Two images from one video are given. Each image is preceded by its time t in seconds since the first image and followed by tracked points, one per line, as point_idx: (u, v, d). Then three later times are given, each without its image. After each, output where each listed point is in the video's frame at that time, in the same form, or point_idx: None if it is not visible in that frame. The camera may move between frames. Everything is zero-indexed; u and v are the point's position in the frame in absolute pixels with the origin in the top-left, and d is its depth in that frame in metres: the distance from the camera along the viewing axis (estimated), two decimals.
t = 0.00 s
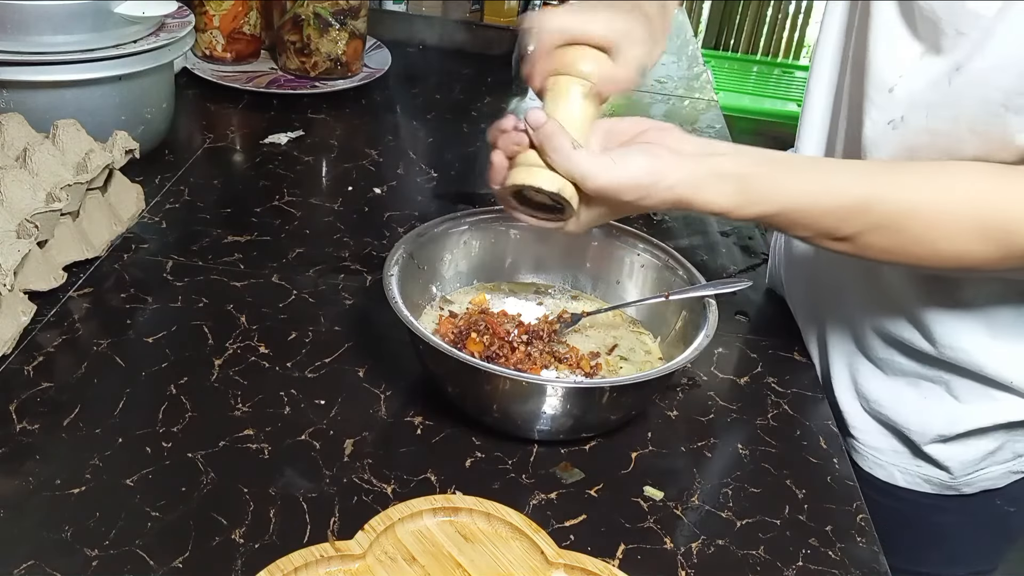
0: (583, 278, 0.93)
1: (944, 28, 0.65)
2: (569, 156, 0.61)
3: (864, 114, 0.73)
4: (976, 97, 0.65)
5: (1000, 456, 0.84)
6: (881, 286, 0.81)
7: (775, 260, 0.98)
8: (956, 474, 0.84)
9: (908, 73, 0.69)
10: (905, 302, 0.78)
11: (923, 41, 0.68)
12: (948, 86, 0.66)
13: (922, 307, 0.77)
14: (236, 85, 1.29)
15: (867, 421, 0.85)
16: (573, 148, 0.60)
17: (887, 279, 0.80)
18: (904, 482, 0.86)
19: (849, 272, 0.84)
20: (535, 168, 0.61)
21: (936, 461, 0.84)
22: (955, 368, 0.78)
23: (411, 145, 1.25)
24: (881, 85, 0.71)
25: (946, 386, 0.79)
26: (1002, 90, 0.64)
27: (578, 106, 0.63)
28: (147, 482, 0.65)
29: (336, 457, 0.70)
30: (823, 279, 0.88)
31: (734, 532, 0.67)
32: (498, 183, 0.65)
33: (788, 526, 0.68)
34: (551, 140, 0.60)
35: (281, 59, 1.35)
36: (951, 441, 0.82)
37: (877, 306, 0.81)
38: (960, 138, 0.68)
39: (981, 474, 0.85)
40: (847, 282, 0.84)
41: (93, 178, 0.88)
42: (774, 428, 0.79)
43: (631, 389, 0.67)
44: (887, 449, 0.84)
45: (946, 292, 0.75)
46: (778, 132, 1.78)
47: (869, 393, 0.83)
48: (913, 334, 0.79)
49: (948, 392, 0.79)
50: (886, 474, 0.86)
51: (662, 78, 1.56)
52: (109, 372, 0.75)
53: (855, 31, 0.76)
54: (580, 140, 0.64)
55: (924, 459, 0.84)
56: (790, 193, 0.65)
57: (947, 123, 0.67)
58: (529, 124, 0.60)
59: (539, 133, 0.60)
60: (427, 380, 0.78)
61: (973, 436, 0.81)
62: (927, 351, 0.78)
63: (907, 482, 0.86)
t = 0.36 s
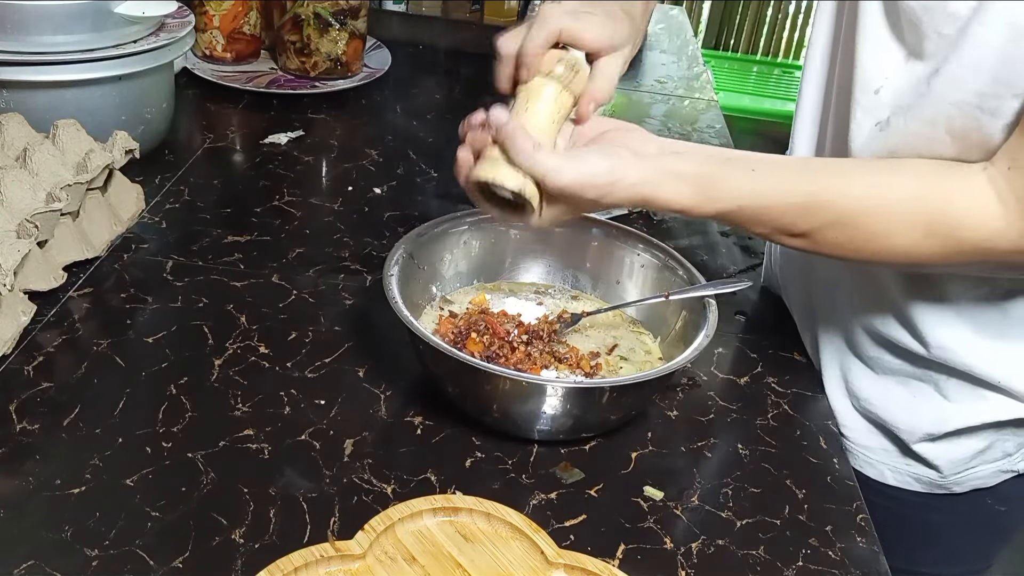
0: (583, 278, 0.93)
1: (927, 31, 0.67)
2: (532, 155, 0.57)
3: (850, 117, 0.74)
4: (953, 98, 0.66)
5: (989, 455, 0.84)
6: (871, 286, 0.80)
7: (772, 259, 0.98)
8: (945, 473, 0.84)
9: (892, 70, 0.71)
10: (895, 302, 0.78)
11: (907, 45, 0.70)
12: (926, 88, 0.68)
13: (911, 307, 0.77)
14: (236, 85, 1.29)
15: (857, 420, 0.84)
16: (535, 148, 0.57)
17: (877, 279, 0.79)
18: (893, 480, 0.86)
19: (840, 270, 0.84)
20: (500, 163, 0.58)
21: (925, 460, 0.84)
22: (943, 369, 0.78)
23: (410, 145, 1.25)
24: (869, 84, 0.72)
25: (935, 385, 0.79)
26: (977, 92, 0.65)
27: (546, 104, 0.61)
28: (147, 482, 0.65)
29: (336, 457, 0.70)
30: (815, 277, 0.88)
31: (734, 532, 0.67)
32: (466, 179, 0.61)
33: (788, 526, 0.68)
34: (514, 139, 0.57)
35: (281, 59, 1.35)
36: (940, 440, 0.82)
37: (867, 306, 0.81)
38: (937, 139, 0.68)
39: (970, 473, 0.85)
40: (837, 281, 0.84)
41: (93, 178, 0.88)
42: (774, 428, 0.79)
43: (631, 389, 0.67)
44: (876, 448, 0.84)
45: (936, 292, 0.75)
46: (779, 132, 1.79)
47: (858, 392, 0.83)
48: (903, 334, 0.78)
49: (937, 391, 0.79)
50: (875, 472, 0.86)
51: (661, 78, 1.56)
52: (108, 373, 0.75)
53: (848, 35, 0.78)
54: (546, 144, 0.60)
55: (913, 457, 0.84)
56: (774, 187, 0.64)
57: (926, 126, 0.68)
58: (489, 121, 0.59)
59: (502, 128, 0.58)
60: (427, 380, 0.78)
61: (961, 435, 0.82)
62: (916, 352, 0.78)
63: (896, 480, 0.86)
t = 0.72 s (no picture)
0: (583, 278, 0.93)
1: (918, 31, 0.66)
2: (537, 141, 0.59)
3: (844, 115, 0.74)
4: (947, 90, 0.66)
5: (985, 455, 0.84)
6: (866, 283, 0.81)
7: (771, 259, 0.98)
8: (942, 472, 0.84)
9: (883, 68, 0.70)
10: (892, 300, 0.78)
11: (897, 45, 0.69)
12: (917, 86, 0.68)
13: (906, 305, 0.77)
14: (236, 85, 1.29)
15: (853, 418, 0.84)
16: (536, 134, 0.58)
17: (873, 277, 0.79)
18: (890, 478, 0.86)
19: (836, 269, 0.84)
20: (500, 150, 0.59)
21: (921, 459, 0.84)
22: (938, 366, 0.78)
23: (411, 145, 1.25)
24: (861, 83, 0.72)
25: (931, 383, 0.79)
26: (968, 85, 0.65)
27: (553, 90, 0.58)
28: (147, 482, 0.65)
29: (336, 457, 0.70)
30: (812, 276, 0.88)
31: (734, 532, 0.67)
32: (467, 164, 0.63)
33: (788, 526, 0.68)
34: (517, 125, 0.58)
35: (281, 59, 1.35)
36: (936, 438, 0.82)
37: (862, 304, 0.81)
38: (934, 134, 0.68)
39: (967, 471, 0.85)
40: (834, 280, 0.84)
41: (93, 178, 0.88)
42: (774, 428, 0.79)
43: (631, 389, 0.67)
44: (872, 445, 0.84)
45: (933, 291, 0.75)
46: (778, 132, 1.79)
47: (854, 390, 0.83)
48: (899, 331, 0.78)
49: (933, 389, 0.79)
50: (872, 470, 0.86)
51: (661, 77, 1.56)
52: (108, 373, 0.75)
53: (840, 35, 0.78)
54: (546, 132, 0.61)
55: (910, 456, 0.84)
56: (767, 184, 0.65)
57: (918, 124, 0.69)
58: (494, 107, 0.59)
59: (506, 116, 0.58)
60: (427, 380, 0.78)
61: (957, 434, 0.82)
62: (911, 349, 0.78)
63: (893, 479, 0.86)
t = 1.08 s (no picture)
0: (583, 279, 0.93)
1: (922, 28, 0.67)
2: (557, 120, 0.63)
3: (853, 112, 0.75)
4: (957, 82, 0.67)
5: (990, 452, 0.84)
6: (871, 280, 0.80)
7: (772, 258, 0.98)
8: (947, 468, 0.84)
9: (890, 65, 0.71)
10: (898, 297, 0.78)
11: (902, 44, 0.70)
12: (924, 82, 0.68)
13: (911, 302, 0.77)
14: (236, 85, 1.29)
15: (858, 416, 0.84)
16: (558, 113, 0.63)
17: (879, 274, 0.79)
18: (895, 476, 0.85)
19: (839, 266, 0.83)
20: (524, 125, 0.64)
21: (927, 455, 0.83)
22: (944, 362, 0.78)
23: (410, 145, 1.25)
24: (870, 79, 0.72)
25: (936, 380, 0.79)
26: (978, 78, 0.66)
27: (581, 79, 0.66)
28: (147, 482, 0.65)
29: (336, 457, 0.70)
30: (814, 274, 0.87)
31: (734, 533, 0.67)
32: (492, 137, 0.67)
33: (788, 526, 0.68)
34: (542, 101, 0.62)
35: (281, 59, 1.35)
36: (941, 435, 0.81)
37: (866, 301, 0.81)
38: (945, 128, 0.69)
39: (972, 469, 0.85)
40: (837, 277, 0.84)
41: (93, 178, 0.88)
42: (774, 428, 0.79)
43: (631, 389, 0.67)
44: (878, 443, 0.84)
45: (939, 287, 0.75)
46: (777, 132, 1.79)
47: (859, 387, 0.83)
48: (905, 328, 0.78)
49: (938, 385, 0.79)
50: (878, 469, 0.85)
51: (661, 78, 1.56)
52: (108, 373, 0.75)
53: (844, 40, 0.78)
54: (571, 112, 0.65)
55: (915, 453, 0.84)
56: (772, 178, 0.65)
57: (928, 118, 0.69)
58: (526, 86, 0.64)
59: (535, 92, 0.63)
60: (427, 380, 0.78)
61: (962, 430, 0.82)
62: (917, 345, 0.78)
63: (898, 476, 0.85)
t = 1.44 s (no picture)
0: (583, 278, 0.93)
1: (940, 25, 0.68)
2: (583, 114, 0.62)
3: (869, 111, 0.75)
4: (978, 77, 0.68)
5: (999, 446, 0.85)
6: (880, 279, 0.80)
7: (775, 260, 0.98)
8: (957, 463, 0.84)
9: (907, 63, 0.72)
10: (909, 293, 0.78)
11: (919, 42, 0.71)
12: (944, 78, 0.69)
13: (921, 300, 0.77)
14: (236, 84, 1.29)
15: (868, 411, 0.85)
16: (586, 105, 0.62)
17: (889, 272, 0.79)
18: (905, 471, 0.86)
19: (849, 265, 0.83)
20: (553, 118, 0.63)
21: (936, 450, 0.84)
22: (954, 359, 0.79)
23: (410, 145, 1.25)
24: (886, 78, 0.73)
25: (945, 375, 0.80)
26: (999, 74, 0.67)
27: (614, 76, 0.66)
28: (147, 482, 0.65)
29: (336, 457, 0.70)
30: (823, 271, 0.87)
31: (734, 532, 0.67)
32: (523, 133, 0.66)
33: (788, 526, 0.68)
34: (570, 94, 0.62)
35: (281, 59, 1.35)
36: (951, 429, 0.82)
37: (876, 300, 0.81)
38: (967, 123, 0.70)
39: (981, 462, 0.85)
40: (846, 277, 0.83)
41: (93, 178, 0.88)
42: (774, 428, 0.79)
43: (631, 389, 0.67)
44: (888, 438, 0.85)
45: (951, 282, 0.75)
46: (775, 133, 1.80)
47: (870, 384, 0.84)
48: (916, 326, 0.78)
49: (948, 382, 0.80)
50: (888, 464, 0.86)
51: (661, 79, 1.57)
52: (108, 373, 0.75)
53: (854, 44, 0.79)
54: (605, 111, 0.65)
55: (926, 448, 0.84)
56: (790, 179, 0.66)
57: (948, 116, 0.70)
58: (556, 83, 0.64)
59: (564, 89, 0.63)
60: (427, 381, 0.78)
61: (972, 425, 0.82)
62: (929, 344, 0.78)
63: (908, 471, 0.86)
